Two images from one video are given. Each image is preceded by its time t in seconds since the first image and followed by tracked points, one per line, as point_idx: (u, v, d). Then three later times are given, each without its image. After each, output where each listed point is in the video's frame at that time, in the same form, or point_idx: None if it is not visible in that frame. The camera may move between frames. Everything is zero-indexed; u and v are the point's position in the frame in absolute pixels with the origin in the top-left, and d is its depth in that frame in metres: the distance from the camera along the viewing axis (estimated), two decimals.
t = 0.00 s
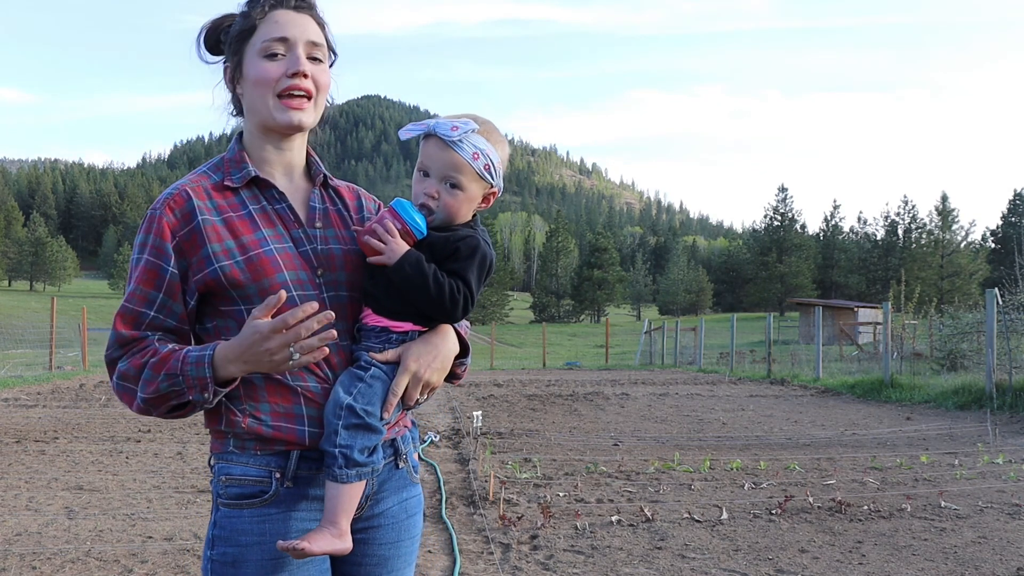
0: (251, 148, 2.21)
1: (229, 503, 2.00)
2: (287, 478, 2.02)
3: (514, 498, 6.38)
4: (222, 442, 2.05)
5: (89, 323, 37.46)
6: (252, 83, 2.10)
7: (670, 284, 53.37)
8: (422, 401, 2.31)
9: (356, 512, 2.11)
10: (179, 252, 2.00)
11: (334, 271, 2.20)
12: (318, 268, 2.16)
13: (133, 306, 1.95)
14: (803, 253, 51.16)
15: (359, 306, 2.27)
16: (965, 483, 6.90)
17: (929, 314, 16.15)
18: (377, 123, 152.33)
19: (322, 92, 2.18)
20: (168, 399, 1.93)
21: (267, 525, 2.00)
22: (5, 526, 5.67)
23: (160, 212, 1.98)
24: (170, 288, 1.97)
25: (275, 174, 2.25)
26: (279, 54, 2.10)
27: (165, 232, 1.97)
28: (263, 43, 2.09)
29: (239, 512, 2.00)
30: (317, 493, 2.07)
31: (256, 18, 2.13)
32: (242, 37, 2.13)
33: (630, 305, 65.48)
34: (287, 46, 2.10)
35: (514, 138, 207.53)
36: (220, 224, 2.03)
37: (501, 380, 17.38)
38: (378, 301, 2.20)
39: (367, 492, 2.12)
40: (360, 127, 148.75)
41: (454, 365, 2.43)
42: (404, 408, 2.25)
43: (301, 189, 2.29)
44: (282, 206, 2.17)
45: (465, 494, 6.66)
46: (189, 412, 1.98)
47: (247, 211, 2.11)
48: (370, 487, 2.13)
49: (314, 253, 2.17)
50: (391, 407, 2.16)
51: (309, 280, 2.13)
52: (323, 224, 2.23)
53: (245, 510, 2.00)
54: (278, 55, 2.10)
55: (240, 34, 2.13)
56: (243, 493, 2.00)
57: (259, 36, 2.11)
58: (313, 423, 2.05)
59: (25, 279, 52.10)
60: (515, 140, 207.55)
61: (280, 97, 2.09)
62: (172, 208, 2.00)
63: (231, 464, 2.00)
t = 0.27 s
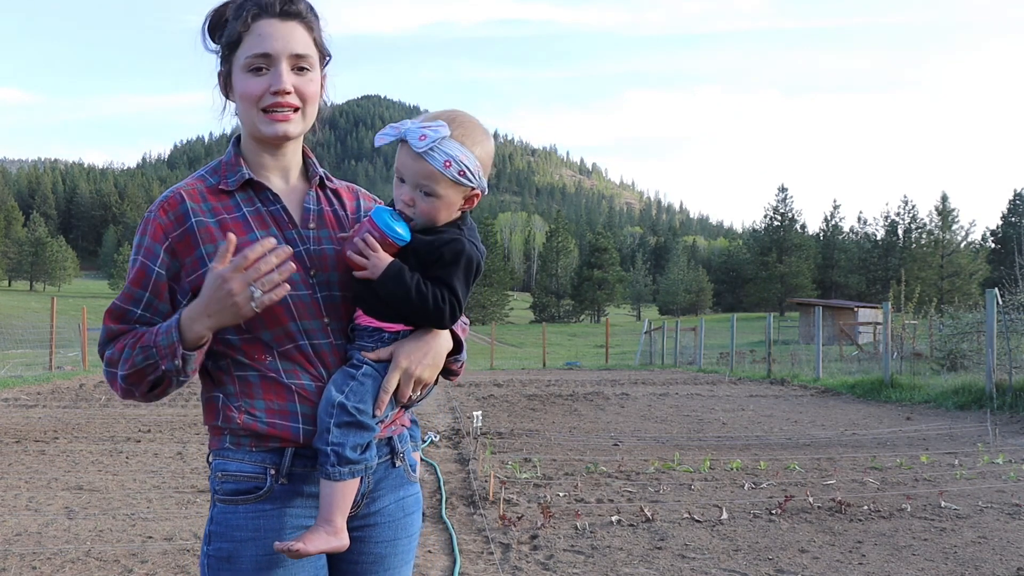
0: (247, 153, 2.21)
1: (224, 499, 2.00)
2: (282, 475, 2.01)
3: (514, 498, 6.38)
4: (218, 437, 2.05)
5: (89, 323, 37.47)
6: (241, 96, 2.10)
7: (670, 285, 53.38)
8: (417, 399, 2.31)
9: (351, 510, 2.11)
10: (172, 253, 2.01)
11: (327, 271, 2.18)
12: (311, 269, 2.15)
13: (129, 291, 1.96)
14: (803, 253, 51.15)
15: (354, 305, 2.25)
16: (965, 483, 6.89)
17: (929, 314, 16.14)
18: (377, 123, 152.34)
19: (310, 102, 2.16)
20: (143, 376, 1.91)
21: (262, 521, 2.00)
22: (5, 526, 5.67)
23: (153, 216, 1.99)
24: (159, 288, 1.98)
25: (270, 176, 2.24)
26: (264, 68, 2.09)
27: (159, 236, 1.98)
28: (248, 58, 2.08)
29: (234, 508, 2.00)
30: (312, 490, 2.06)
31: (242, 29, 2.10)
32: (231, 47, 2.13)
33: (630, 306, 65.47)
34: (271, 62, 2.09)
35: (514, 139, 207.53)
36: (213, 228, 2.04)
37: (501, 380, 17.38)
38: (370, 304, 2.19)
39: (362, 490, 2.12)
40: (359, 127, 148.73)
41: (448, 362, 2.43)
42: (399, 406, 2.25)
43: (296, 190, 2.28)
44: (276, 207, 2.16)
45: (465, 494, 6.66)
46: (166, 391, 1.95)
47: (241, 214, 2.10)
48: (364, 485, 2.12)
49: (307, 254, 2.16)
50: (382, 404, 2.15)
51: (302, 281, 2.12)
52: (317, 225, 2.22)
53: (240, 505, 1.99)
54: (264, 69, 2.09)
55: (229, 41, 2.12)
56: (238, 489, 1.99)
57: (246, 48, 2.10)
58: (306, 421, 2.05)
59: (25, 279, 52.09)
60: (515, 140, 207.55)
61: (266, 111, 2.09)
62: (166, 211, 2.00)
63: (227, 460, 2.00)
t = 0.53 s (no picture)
0: (244, 152, 2.21)
1: (218, 494, 2.01)
2: (275, 471, 2.02)
3: (514, 498, 6.37)
4: (214, 433, 2.07)
5: (89, 323, 37.49)
6: (228, 100, 2.11)
7: (670, 285, 53.39)
8: (412, 397, 2.30)
9: (344, 508, 2.11)
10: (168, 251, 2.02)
11: (323, 270, 2.17)
12: (307, 267, 2.14)
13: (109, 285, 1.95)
14: (803, 253, 51.15)
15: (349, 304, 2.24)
16: (964, 483, 6.90)
17: (929, 314, 16.14)
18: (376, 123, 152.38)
19: (296, 102, 2.14)
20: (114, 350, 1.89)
21: (255, 516, 2.00)
22: (5, 526, 5.67)
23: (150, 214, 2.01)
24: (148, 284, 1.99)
25: (266, 174, 2.23)
26: (247, 70, 2.09)
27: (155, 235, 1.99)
28: (232, 60, 2.09)
29: (227, 503, 2.00)
30: (305, 487, 2.06)
31: (226, 34, 2.12)
32: (218, 52, 2.15)
33: (630, 306, 65.48)
34: (252, 63, 2.08)
35: (514, 139, 207.53)
36: (210, 224, 2.04)
37: (501, 380, 17.38)
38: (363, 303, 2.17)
39: (355, 488, 2.11)
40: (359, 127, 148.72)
41: (442, 360, 2.42)
42: (393, 405, 2.26)
43: (295, 188, 2.28)
44: (274, 205, 2.15)
45: (465, 494, 6.66)
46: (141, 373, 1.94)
47: (238, 211, 2.10)
48: (357, 482, 2.12)
49: (304, 252, 2.15)
50: (372, 402, 2.14)
51: (298, 278, 2.11)
52: (314, 222, 2.21)
53: (234, 501, 2.00)
54: (246, 72, 2.09)
55: (217, 44, 2.14)
56: (231, 484, 2.00)
57: (230, 51, 2.11)
58: (298, 418, 2.06)
59: (24, 279, 52.11)
60: (515, 140, 207.55)
61: (251, 114, 2.10)
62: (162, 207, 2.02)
63: (222, 455, 2.01)
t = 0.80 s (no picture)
0: (245, 151, 2.21)
1: (214, 489, 2.01)
2: (272, 468, 2.02)
3: (514, 498, 6.38)
4: (211, 430, 2.07)
5: (89, 323, 37.49)
6: (230, 100, 2.11)
7: (670, 285, 53.40)
8: (408, 396, 2.29)
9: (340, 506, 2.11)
10: (170, 249, 2.03)
11: (320, 269, 2.17)
12: (305, 266, 2.14)
13: (108, 300, 1.98)
14: (803, 253, 51.15)
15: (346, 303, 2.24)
16: (964, 483, 6.90)
17: (929, 314, 16.14)
18: (377, 123, 152.38)
19: (297, 102, 2.14)
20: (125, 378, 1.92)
21: (251, 513, 2.00)
22: (5, 526, 5.67)
23: (152, 211, 2.01)
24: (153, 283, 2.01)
25: (266, 173, 2.23)
26: (249, 71, 2.09)
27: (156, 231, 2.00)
28: (234, 60, 2.09)
29: (223, 498, 2.01)
30: (302, 484, 2.06)
31: (229, 34, 2.12)
32: (221, 51, 2.15)
33: (630, 306, 65.49)
34: (254, 64, 2.09)
35: (514, 139, 207.54)
36: (209, 222, 2.04)
37: (501, 380, 17.38)
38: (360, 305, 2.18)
39: (351, 485, 2.11)
40: (359, 127, 148.81)
41: (440, 359, 2.41)
42: (390, 403, 2.25)
43: (294, 187, 2.28)
44: (273, 204, 2.15)
45: (464, 494, 6.66)
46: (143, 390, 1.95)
47: (238, 210, 2.10)
48: (354, 480, 2.12)
49: (302, 251, 2.15)
50: (370, 399, 2.14)
51: (296, 277, 2.11)
52: (313, 222, 2.21)
53: (229, 496, 2.00)
54: (249, 71, 2.09)
55: (220, 44, 2.14)
56: (228, 479, 2.00)
57: (232, 51, 2.11)
58: (296, 415, 2.05)
59: (24, 279, 52.11)
60: (515, 140, 207.57)
61: (252, 112, 2.09)
62: (163, 207, 2.03)
63: (219, 450, 2.02)
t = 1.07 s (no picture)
0: (248, 150, 2.20)
1: (214, 487, 2.01)
2: (272, 468, 2.02)
3: (514, 498, 6.38)
4: (212, 429, 2.07)
5: (89, 323, 37.49)
6: (233, 100, 2.11)
7: (670, 285, 53.40)
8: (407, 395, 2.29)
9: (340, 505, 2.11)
10: (181, 245, 2.01)
11: (321, 270, 2.17)
12: (306, 268, 2.14)
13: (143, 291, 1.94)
14: (803, 253, 51.15)
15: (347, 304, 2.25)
16: (964, 483, 6.90)
17: (928, 314, 16.14)
18: (377, 123, 152.38)
19: (301, 103, 2.14)
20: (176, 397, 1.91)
21: (251, 512, 2.00)
22: (5, 526, 5.67)
23: (160, 208, 1.99)
24: (182, 279, 1.98)
25: (269, 174, 2.23)
26: (254, 72, 2.09)
27: (166, 227, 1.98)
28: (238, 61, 2.09)
29: (222, 497, 2.01)
30: (303, 484, 2.06)
31: (232, 35, 2.10)
32: (224, 51, 2.14)
33: (630, 306, 65.48)
34: (259, 66, 2.08)
35: (514, 139, 207.54)
36: (212, 221, 2.03)
37: (501, 380, 17.38)
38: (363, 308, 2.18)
39: (351, 485, 2.11)
40: (359, 127, 148.79)
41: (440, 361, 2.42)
42: (388, 403, 2.25)
43: (296, 187, 2.28)
44: (276, 204, 2.16)
45: (464, 494, 6.66)
46: (202, 413, 1.96)
47: (242, 209, 2.09)
48: (354, 480, 2.11)
49: (304, 251, 2.15)
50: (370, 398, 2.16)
51: (298, 277, 2.10)
52: (314, 222, 2.22)
53: (229, 496, 2.00)
54: (252, 73, 2.09)
55: (223, 44, 2.13)
56: (228, 479, 2.00)
57: (235, 53, 2.10)
58: (297, 416, 2.05)
59: (24, 279, 52.08)
60: (515, 140, 207.57)
61: (256, 113, 2.09)
62: (173, 203, 2.01)
63: (219, 450, 2.02)
